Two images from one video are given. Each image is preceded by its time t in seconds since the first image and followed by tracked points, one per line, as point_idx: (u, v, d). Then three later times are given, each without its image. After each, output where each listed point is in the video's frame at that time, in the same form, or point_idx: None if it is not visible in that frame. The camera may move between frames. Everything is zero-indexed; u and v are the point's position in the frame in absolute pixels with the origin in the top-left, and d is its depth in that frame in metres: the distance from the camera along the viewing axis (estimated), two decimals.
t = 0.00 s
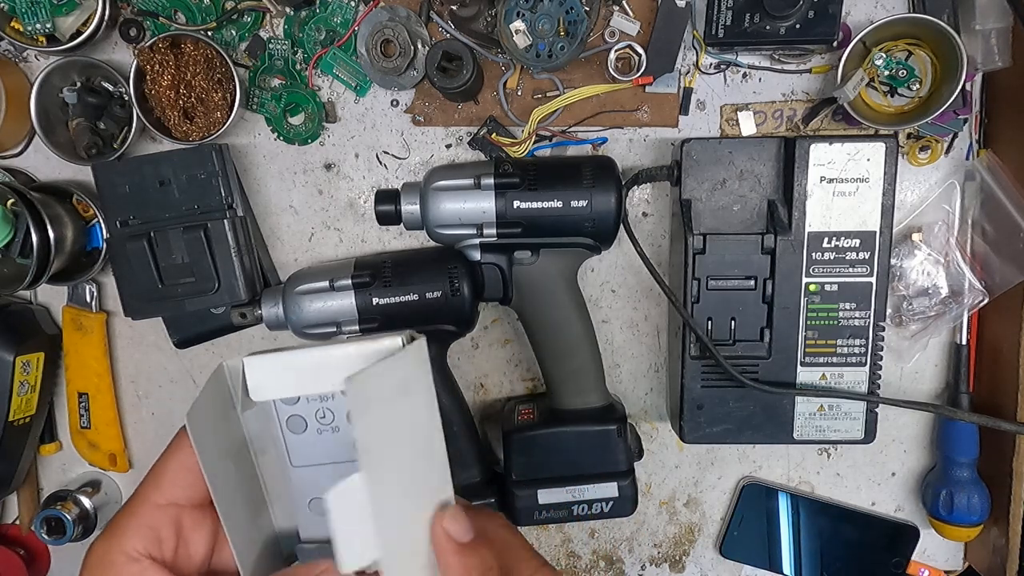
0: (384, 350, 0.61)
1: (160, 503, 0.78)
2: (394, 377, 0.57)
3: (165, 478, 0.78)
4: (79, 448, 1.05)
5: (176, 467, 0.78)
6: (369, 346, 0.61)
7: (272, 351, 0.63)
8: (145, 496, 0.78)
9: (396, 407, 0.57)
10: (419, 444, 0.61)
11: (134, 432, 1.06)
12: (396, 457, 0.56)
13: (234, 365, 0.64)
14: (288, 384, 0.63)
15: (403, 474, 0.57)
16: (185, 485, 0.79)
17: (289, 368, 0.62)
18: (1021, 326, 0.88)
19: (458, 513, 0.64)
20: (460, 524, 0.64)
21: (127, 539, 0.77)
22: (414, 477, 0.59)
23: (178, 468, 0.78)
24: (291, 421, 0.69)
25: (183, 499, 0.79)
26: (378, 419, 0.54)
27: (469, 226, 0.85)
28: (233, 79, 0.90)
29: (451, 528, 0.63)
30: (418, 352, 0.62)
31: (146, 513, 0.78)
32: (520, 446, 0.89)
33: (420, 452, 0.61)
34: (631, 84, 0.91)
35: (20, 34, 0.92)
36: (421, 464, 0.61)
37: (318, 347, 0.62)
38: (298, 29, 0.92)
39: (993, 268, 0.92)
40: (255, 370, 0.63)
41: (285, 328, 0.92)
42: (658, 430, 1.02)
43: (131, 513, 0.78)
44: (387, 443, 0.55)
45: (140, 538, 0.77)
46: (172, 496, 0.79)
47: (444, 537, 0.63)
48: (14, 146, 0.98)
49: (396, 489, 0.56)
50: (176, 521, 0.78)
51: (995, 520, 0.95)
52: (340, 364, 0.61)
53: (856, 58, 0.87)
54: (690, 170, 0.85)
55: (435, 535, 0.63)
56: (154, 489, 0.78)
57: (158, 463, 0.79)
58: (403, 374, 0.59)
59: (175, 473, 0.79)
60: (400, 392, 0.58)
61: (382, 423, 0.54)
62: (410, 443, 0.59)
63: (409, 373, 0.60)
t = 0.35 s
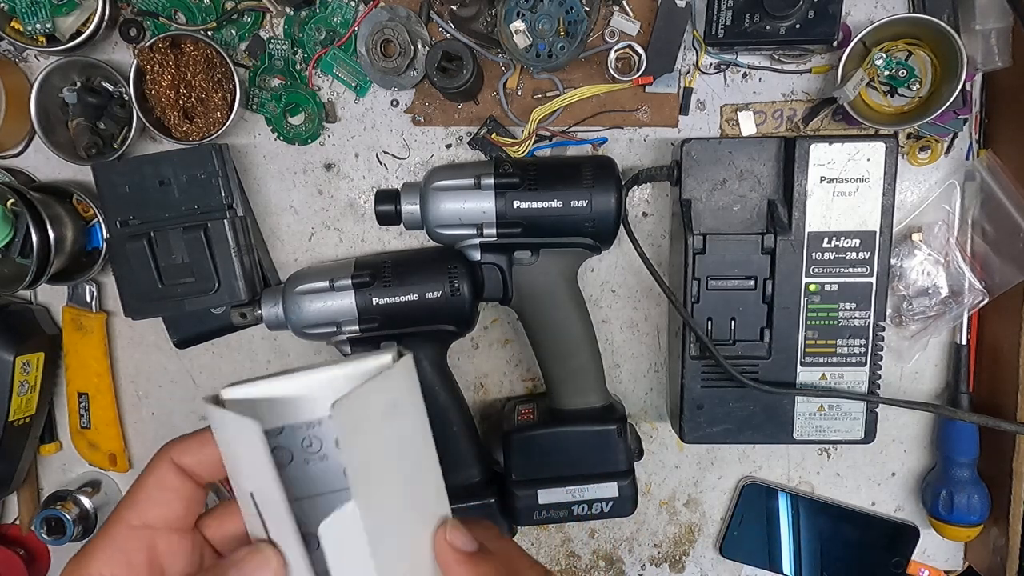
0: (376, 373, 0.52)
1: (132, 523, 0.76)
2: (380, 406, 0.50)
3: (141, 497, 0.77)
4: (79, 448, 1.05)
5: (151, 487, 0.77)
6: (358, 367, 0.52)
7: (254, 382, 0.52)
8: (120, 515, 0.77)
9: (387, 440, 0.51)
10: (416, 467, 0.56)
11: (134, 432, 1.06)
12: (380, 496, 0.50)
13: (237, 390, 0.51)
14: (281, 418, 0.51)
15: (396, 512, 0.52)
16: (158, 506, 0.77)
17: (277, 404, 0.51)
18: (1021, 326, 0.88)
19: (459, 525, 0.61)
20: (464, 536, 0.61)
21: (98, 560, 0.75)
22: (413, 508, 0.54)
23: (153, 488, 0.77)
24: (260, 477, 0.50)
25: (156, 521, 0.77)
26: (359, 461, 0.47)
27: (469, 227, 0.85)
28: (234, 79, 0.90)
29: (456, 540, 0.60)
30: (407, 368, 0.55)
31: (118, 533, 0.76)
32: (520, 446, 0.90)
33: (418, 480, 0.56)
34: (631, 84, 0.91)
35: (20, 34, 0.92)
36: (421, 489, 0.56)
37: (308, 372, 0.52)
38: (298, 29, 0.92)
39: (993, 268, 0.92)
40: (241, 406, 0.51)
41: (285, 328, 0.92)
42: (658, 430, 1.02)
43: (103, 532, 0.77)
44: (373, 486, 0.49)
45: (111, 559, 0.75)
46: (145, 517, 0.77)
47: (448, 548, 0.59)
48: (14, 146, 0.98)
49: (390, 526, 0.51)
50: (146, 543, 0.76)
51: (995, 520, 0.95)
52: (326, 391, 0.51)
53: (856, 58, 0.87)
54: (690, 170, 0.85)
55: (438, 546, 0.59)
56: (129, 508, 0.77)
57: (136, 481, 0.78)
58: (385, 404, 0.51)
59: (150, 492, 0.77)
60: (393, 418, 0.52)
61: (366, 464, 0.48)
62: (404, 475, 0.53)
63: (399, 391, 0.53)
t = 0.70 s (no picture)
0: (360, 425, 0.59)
1: (126, 523, 0.75)
2: (345, 469, 0.56)
3: (133, 498, 0.75)
4: (79, 448, 1.05)
5: (143, 490, 0.75)
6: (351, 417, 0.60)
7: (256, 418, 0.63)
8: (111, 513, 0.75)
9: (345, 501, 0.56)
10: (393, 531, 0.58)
11: (134, 431, 1.06)
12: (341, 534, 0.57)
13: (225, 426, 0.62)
14: (270, 451, 0.62)
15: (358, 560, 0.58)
16: (151, 508, 0.75)
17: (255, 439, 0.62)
18: (1021, 326, 0.88)
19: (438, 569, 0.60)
20: None
21: (89, 559, 0.74)
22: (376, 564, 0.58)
23: (146, 490, 0.75)
24: (265, 492, 0.64)
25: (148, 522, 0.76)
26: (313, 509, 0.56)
27: (469, 226, 0.85)
28: (233, 79, 0.90)
29: None
30: (392, 430, 0.57)
31: (108, 534, 0.75)
32: (520, 446, 0.90)
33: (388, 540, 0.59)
34: (631, 84, 0.91)
35: (20, 34, 0.92)
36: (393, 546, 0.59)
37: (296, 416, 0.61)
38: (298, 29, 0.92)
39: (993, 268, 0.92)
40: (234, 443, 0.62)
41: (285, 328, 0.92)
42: (658, 430, 1.02)
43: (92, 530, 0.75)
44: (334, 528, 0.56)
45: (101, 559, 0.74)
46: (137, 518, 0.75)
47: None
48: (14, 146, 0.98)
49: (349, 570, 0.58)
50: (138, 543, 0.75)
51: (995, 520, 0.95)
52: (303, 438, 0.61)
53: (856, 58, 0.87)
54: (690, 170, 0.85)
55: None
56: (121, 509, 0.75)
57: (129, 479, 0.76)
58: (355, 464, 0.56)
59: (142, 494, 0.75)
60: (356, 482, 0.56)
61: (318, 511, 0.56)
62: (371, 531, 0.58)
63: (376, 462, 0.57)
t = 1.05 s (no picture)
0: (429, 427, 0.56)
1: (134, 562, 0.72)
2: (414, 461, 0.55)
3: (147, 541, 0.72)
4: (79, 448, 1.05)
5: (160, 531, 0.72)
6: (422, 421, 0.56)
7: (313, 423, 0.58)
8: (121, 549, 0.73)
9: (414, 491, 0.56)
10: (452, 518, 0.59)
11: (134, 431, 1.06)
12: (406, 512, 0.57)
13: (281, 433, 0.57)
14: (321, 460, 0.57)
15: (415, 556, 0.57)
16: (163, 550, 0.72)
17: (311, 451, 0.56)
18: (1021, 326, 0.88)
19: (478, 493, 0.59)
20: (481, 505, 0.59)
21: None
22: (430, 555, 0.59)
23: (162, 532, 0.72)
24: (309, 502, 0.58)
25: (158, 564, 0.73)
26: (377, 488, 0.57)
27: (469, 226, 0.85)
28: (234, 79, 0.90)
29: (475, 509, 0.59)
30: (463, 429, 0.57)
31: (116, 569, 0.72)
32: (520, 446, 0.90)
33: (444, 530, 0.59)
34: (631, 84, 0.91)
35: (20, 34, 0.92)
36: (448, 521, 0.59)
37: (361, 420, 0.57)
38: (298, 29, 0.92)
39: (993, 268, 0.92)
40: (284, 454, 0.56)
41: (285, 328, 0.92)
42: (658, 430, 1.02)
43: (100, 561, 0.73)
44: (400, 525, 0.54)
45: None
46: (147, 558, 0.72)
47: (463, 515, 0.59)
48: (14, 146, 0.98)
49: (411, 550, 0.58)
50: None
51: (995, 520, 0.95)
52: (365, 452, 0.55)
53: (856, 59, 0.87)
54: (690, 170, 0.85)
55: (453, 513, 0.58)
56: (134, 548, 0.73)
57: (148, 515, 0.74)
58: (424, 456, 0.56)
59: (158, 537, 0.72)
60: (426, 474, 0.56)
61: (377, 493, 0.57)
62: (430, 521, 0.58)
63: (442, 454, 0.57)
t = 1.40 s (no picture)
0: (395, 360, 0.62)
1: (149, 491, 0.79)
2: (380, 375, 0.61)
3: (165, 474, 0.80)
4: (79, 448, 1.05)
5: (178, 467, 0.80)
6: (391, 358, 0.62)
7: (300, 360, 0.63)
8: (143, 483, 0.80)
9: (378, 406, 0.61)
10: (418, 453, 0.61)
11: (135, 431, 1.06)
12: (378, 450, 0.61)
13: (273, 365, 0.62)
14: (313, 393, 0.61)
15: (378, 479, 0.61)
16: (177, 486, 0.80)
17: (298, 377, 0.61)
18: (1021, 325, 0.88)
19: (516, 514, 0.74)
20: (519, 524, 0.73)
21: (108, 514, 0.78)
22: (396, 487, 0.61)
23: (180, 468, 0.80)
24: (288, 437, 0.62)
25: (168, 497, 0.79)
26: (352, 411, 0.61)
27: (469, 227, 0.85)
28: (234, 79, 0.90)
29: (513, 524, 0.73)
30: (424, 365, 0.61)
31: (134, 500, 0.79)
32: (520, 445, 0.90)
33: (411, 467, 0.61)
34: (631, 84, 0.91)
35: (20, 34, 0.92)
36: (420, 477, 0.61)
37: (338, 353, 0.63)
38: (298, 29, 0.92)
39: (993, 268, 0.92)
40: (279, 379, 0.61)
41: (285, 328, 0.92)
42: (657, 430, 1.02)
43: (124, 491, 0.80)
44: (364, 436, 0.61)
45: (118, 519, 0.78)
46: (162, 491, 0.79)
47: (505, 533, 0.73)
48: (14, 146, 0.98)
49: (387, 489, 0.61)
50: (153, 514, 0.79)
51: (995, 520, 0.95)
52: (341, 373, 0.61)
53: (856, 58, 0.87)
54: (690, 170, 0.85)
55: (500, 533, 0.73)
56: (153, 478, 0.80)
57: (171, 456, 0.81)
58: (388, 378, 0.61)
59: (174, 471, 0.80)
60: (388, 394, 0.61)
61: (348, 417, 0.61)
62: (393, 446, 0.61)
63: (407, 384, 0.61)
